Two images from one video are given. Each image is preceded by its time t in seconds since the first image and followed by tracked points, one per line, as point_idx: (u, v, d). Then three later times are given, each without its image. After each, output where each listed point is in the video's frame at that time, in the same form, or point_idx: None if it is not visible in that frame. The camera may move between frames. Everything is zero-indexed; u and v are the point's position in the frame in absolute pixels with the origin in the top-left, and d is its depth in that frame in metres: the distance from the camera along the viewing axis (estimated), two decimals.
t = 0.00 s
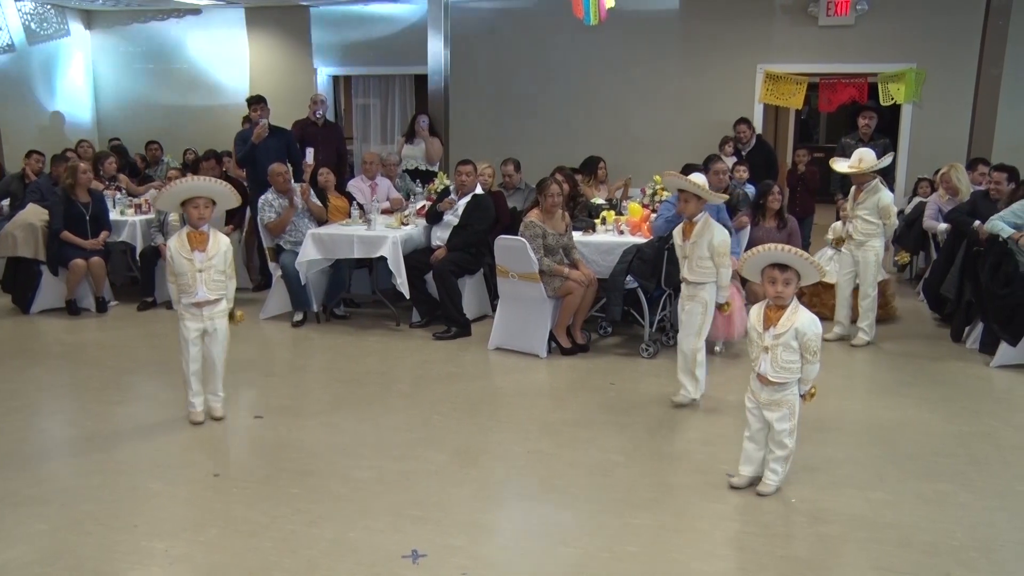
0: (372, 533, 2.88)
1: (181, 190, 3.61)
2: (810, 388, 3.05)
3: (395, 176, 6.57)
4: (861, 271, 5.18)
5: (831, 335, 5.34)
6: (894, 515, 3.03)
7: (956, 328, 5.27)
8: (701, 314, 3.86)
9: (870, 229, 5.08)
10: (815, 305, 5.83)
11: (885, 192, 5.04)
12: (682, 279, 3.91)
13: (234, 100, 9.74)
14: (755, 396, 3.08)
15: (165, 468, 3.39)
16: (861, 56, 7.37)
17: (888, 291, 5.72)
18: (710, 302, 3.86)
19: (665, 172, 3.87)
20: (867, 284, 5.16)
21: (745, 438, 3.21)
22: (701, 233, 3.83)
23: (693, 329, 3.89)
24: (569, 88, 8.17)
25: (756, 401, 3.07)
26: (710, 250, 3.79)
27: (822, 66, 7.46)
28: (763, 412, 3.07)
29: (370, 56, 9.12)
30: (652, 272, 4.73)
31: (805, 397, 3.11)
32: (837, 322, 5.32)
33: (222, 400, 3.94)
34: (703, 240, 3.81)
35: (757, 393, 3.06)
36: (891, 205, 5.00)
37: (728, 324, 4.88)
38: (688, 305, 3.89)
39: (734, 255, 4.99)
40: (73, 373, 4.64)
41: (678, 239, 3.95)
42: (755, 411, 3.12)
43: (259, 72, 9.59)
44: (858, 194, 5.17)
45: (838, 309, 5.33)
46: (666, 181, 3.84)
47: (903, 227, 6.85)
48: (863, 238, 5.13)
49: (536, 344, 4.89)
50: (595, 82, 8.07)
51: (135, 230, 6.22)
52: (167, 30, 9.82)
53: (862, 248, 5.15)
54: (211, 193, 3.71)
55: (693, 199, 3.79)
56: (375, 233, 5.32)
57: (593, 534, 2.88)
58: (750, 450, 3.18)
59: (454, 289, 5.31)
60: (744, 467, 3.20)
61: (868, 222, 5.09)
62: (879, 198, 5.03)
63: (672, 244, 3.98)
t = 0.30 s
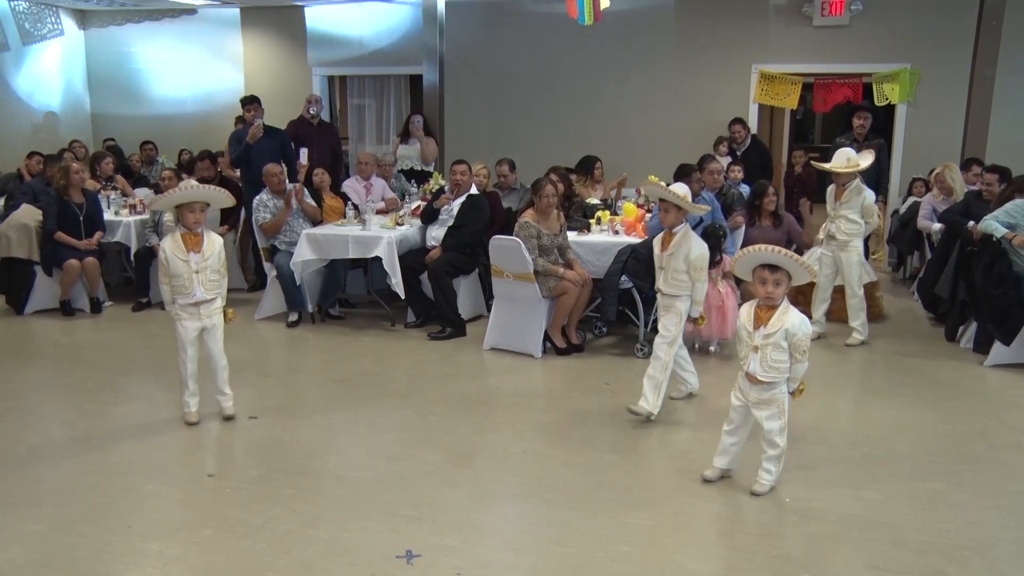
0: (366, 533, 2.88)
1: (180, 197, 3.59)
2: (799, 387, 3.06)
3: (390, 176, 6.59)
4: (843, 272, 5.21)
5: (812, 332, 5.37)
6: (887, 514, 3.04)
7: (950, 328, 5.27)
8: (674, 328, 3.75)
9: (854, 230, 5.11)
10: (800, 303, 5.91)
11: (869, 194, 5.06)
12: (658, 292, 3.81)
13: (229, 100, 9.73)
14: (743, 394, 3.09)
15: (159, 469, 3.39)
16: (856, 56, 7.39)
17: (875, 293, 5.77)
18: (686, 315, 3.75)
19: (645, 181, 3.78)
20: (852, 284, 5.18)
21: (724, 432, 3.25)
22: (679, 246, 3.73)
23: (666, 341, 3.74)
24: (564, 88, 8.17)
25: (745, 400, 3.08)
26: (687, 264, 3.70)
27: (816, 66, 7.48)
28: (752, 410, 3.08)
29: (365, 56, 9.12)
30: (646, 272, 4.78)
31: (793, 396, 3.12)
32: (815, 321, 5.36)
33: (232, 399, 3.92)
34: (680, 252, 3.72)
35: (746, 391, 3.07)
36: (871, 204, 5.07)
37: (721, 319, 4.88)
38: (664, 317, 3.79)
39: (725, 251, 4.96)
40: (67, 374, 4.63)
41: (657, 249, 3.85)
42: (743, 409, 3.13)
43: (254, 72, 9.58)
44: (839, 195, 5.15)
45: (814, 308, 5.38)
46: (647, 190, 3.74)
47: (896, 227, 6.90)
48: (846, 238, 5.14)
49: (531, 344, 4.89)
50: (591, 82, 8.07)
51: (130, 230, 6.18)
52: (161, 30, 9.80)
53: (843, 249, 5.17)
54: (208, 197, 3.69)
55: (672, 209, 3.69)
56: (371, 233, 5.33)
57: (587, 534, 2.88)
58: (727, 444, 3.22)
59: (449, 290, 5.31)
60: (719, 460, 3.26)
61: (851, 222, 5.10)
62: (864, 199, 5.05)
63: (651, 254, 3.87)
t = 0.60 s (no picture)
0: (366, 533, 2.89)
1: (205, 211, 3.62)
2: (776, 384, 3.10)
3: (391, 176, 6.59)
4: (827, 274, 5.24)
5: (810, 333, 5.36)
6: (887, 514, 3.04)
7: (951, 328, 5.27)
8: (654, 331, 3.61)
9: (843, 231, 5.12)
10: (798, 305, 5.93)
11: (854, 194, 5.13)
12: (635, 293, 3.67)
13: (230, 100, 9.73)
14: (724, 393, 3.11)
15: (159, 469, 3.39)
16: (857, 56, 7.39)
17: (878, 295, 5.73)
18: (664, 319, 3.60)
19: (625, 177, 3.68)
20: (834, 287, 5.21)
21: (703, 430, 3.32)
22: (659, 245, 3.61)
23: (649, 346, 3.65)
24: (565, 88, 8.17)
25: (727, 399, 3.10)
26: (666, 265, 3.57)
27: (817, 66, 7.48)
28: (734, 408, 3.10)
29: (366, 57, 9.12)
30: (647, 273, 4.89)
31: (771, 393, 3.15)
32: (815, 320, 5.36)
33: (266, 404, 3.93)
34: (659, 252, 3.59)
35: (727, 390, 3.08)
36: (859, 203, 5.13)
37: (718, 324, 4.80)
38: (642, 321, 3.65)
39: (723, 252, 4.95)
40: (68, 373, 4.63)
41: (637, 248, 3.73)
42: (725, 408, 3.15)
43: (256, 72, 9.59)
44: (826, 194, 5.17)
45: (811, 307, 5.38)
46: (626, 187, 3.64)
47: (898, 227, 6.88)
48: (836, 238, 5.15)
49: (532, 344, 4.89)
50: (592, 82, 8.08)
51: (131, 231, 6.22)
52: (162, 30, 9.81)
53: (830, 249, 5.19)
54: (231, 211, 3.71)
55: (650, 206, 3.57)
56: (371, 233, 5.33)
57: (587, 534, 2.88)
58: (708, 440, 3.28)
59: (450, 290, 5.32)
60: (700, 456, 3.32)
61: (840, 221, 5.13)
62: (850, 198, 5.10)
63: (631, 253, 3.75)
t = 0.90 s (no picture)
0: (354, 534, 2.88)
1: (212, 191, 3.64)
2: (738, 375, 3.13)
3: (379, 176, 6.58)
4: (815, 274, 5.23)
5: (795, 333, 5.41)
6: (875, 512, 3.06)
7: (936, 327, 5.31)
8: (631, 334, 3.61)
9: (830, 230, 5.11)
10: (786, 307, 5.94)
11: (840, 193, 5.12)
12: (607, 296, 3.66)
13: (217, 100, 9.68)
14: (689, 388, 3.15)
15: (146, 471, 3.38)
16: (843, 56, 7.43)
17: (874, 293, 5.68)
18: (640, 321, 3.60)
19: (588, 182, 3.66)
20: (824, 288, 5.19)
21: (683, 429, 3.34)
22: (629, 249, 3.57)
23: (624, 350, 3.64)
24: (553, 88, 8.18)
25: (691, 393, 3.14)
26: (636, 269, 3.54)
27: (804, 66, 7.51)
28: (699, 402, 3.14)
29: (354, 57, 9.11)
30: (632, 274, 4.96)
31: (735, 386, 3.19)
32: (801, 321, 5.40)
33: (254, 405, 3.92)
34: (630, 257, 3.56)
35: (691, 384, 3.13)
36: (844, 203, 5.14)
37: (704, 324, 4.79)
38: (617, 325, 3.64)
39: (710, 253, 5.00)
40: (53, 375, 4.60)
41: (606, 251, 3.70)
42: (692, 403, 3.19)
43: (243, 72, 9.55)
44: (811, 195, 5.17)
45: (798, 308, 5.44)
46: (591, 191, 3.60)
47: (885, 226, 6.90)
48: (823, 238, 5.14)
49: (519, 344, 4.90)
50: (580, 82, 8.09)
51: (117, 231, 6.19)
52: (147, 29, 9.76)
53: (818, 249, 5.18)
54: (240, 195, 3.73)
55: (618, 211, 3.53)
56: (358, 234, 5.32)
57: (575, 534, 2.89)
58: (689, 439, 3.31)
59: (438, 290, 5.32)
60: (686, 454, 3.33)
61: (826, 221, 5.12)
62: (835, 198, 5.11)
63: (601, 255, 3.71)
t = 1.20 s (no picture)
0: (343, 535, 2.88)
1: (195, 197, 3.60)
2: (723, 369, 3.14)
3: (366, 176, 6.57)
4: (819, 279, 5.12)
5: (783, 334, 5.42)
6: (862, 510, 3.08)
7: (922, 326, 5.35)
8: (600, 340, 3.56)
9: (831, 233, 5.05)
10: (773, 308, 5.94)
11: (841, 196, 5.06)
12: (573, 303, 3.59)
13: (204, 100, 9.63)
14: (673, 386, 3.17)
15: (132, 472, 3.36)
16: (830, 56, 7.46)
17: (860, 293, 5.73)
18: (607, 327, 3.57)
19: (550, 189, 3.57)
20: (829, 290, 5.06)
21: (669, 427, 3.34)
22: (596, 254, 3.52)
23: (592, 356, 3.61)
24: (542, 89, 8.18)
25: (675, 391, 3.16)
26: (604, 274, 3.50)
27: (791, 67, 7.55)
28: (682, 399, 3.16)
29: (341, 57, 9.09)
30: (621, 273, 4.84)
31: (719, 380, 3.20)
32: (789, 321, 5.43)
33: (242, 405, 3.90)
34: (597, 263, 3.51)
35: (674, 382, 3.14)
36: (846, 205, 5.06)
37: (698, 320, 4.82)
38: (584, 332, 3.58)
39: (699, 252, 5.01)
40: (38, 377, 4.56)
41: (570, 257, 3.63)
42: (677, 402, 3.20)
43: (230, 71, 9.51)
44: (813, 198, 5.12)
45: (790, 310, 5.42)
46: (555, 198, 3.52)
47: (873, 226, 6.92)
48: (825, 241, 5.07)
49: (507, 344, 4.90)
50: (568, 82, 8.10)
51: (103, 232, 6.15)
52: (134, 28, 9.69)
53: (818, 253, 5.11)
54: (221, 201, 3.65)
55: (581, 217, 3.47)
56: (346, 234, 5.30)
57: (564, 533, 2.89)
58: (676, 437, 3.31)
59: (426, 290, 5.31)
60: (674, 453, 3.34)
61: (827, 225, 5.06)
62: (837, 200, 5.03)
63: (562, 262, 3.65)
